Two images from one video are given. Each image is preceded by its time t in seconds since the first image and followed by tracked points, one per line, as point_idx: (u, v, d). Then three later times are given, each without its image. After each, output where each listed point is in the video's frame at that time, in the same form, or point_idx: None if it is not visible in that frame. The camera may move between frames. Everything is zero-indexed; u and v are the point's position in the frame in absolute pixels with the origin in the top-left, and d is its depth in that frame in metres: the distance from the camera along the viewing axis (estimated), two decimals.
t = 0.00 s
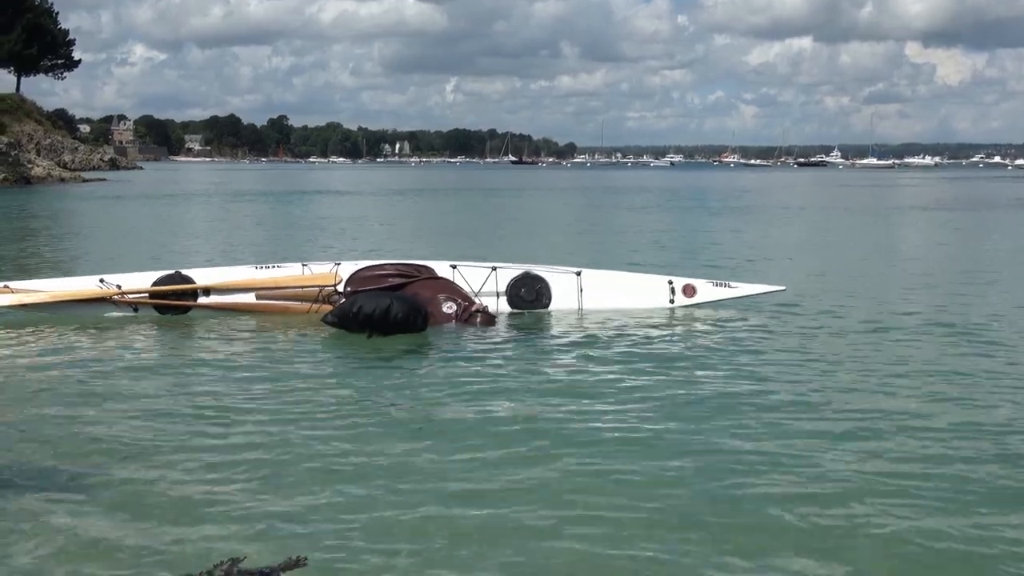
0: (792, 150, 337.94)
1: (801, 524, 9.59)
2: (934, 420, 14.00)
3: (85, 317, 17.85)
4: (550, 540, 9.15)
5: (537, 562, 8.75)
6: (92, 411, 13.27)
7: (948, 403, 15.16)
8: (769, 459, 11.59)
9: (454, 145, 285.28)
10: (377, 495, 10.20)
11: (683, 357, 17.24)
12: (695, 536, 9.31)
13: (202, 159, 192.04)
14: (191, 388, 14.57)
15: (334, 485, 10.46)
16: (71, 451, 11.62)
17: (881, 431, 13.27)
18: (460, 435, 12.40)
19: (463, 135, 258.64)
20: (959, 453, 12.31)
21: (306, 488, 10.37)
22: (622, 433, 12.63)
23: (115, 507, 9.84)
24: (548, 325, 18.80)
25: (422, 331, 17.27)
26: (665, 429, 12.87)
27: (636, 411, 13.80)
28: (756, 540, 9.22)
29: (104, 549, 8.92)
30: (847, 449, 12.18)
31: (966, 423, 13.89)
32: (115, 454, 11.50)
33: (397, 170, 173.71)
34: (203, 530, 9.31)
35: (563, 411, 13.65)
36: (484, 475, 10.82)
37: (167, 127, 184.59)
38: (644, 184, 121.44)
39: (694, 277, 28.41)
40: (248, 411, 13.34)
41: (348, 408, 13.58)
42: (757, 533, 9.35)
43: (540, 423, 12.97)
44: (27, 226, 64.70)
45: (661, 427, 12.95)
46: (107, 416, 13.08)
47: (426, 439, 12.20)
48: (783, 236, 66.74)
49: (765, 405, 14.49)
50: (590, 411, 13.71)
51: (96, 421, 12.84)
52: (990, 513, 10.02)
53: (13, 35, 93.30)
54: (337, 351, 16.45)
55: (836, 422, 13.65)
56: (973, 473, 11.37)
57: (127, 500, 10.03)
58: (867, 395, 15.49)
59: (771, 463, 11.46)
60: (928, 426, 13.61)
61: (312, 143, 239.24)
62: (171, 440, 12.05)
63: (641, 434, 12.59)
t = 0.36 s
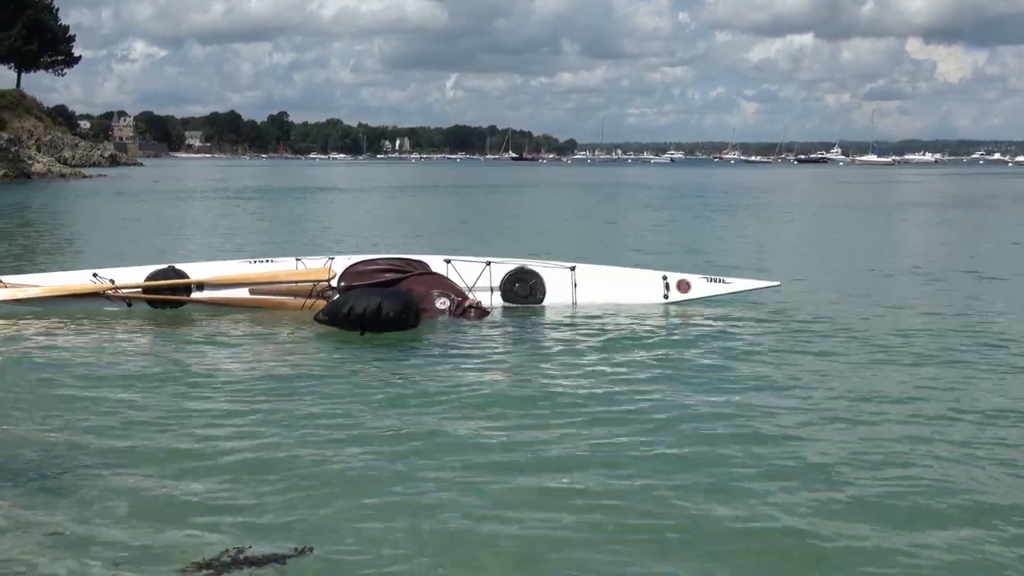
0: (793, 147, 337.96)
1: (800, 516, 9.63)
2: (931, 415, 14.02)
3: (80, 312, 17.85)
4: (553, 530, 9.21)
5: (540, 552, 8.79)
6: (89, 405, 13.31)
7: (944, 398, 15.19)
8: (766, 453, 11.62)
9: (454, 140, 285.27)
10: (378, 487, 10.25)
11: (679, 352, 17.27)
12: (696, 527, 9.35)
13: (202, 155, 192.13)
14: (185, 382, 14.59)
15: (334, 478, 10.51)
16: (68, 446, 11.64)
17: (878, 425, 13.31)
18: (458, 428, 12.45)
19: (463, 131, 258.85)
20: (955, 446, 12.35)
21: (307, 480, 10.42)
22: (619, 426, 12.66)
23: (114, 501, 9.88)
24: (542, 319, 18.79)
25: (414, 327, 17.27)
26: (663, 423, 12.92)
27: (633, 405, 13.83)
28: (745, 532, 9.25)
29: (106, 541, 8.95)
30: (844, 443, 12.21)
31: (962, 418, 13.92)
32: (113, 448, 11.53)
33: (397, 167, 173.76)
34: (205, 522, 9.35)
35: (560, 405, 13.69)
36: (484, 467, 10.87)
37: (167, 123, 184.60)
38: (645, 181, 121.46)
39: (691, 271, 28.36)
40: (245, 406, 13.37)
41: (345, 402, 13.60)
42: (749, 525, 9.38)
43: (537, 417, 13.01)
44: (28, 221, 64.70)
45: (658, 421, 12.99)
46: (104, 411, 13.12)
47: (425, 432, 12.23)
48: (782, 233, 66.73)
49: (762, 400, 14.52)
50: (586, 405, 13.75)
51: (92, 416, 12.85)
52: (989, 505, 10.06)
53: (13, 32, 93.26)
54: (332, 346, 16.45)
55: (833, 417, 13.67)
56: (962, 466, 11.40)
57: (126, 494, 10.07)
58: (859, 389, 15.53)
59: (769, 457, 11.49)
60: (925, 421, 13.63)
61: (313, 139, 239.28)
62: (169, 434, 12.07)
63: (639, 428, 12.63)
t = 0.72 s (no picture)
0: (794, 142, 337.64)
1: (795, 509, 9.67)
2: (925, 410, 14.05)
3: (75, 313, 17.88)
4: (549, 522, 9.28)
5: (538, 544, 8.83)
6: (84, 404, 13.35)
7: (941, 394, 15.23)
8: (761, 450, 11.64)
9: (455, 137, 285.14)
10: (376, 483, 10.30)
11: (676, 349, 17.30)
12: (693, 519, 9.40)
13: (203, 154, 192.07)
14: (178, 380, 14.63)
15: (332, 473, 10.56)
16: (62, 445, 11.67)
17: (870, 421, 13.34)
18: (454, 425, 12.49)
19: (464, 129, 258.79)
20: (951, 442, 12.37)
21: (304, 476, 10.47)
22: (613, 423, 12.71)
23: (109, 496, 9.92)
24: (535, 316, 18.81)
25: (405, 323, 17.29)
26: (656, 420, 12.97)
27: (626, 401, 13.89)
28: (731, 522, 9.33)
29: (104, 534, 9.00)
30: (840, 439, 12.23)
31: (957, 413, 13.95)
32: (109, 447, 11.57)
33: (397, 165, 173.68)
34: (203, 515, 9.42)
35: (553, 403, 13.75)
36: (480, 463, 10.92)
37: (167, 123, 184.61)
38: (645, 178, 121.45)
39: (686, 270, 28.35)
40: (241, 404, 13.40)
41: (340, 401, 13.63)
42: (734, 516, 9.46)
43: (532, 415, 13.03)
44: (27, 221, 64.69)
45: (654, 419, 13.02)
46: (98, 410, 13.15)
47: (420, 430, 12.28)
48: (782, 229, 66.73)
49: (757, 396, 14.57)
50: (582, 403, 13.78)
51: (86, 415, 12.90)
52: (982, 498, 10.13)
53: (12, 32, 93.24)
54: (327, 344, 16.47)
55: (829, 413, 13.70)
56: (950, 461, 11.47)
57: (120, 490, 10.09)
58: (850, 385, 15.58)
59: (762, 452, 11.53)
60: (920, 416, 13.68)
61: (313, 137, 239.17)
62: (163, 433, 12.12)
63: (634, 424, 12.68)
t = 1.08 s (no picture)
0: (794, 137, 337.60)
1: (775, 508, 9.72)
2: (914, 406, 14.06)
3: (66, 314, 17.93)
4: (529, 523, 9.33)
5: (518, 546, 8.88)
6: (73, 405, 13.39)
7: (930, 388, 15.25)
8: (746, 446, 11.68)
9: (454, 135, 285.10)
10: (359, 484, 10.35)
11: (666, 346, 17.34)
12: (673, 519, 9.44)
13: (203, 154, 192.13)
14: (167, 380, 14.69)
15: (316, 474, 10.62)
16: (48, 447, 11.72)
17: (856, 417, 13.36)
18: (442, 423, 12.53)
19: (464, 126, 258.65)
20: (937, 437, 12.41)
21: (288, 477, 10.52)
22: (600, 421, 12.75)
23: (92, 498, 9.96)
24: (526, 315, 18.85)
25: (397, 322, 17.35)
26: (643, 417, 13.02)
27: (614, 399, 13.93)
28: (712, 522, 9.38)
29: (85, 537, 9.05)
30: (824, 436, 12.28)
31: (945, 408, 13.98)
32: (95, 448, 11.62)
33: (397, 163, 173.66)
34: (185, 517, 9.46)
35: (543, 401, 13.76)
36: (464, 463, 10.96)
37: (167, 123, 184.71)
38: (645, 174, 121.44)
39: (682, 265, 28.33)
40: (230, 403, 13.42)
41: (329, 400, 13.69)
42: (715, 516, 9.50)
43: (520, 413, 13.08)
44: (27, 222, 64.75)
45: (642, 416, 13.07)
46: (88, 409, 13.19)
47: (408, 429, 12.32)
48: (781, 224, 66.72)
49: (747, 393, 14.60)
50: (570, 401, 13.82)
51: (75, 416, 12.94)
52: (963, 494, 10.17)
53: (11, 34, 93.22)
54: (318, 343, 16.51)
55: (816, 410, 13.73)
56: (933, 456, 11.51)
57: (104, 491, 10.14)
58: (840, 381, 15.59)
59: (746, 450, 11.56)
60: (907, 412, 13.71)
61: (312, 135, 239.12)
62: (149, 433, 12.17)
63: (621, 422, 12.72)
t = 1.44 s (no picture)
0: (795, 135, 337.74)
1: (761, 502, 9.69)
2: (905, 404, 14.07)
3: (60, 314, 17.97)
4: (516, 516, 9.30)
5: (503, 540, 8.85)
6: (64, 404, 13.40)
7: (922, 387, 15.25)
8: (734, 444, 11.67)
9: (455, 134, 285.15)
10: (351, 480, 10.32)
11: (659, 345, 17.37)
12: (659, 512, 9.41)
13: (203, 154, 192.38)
14: (161, 379, 14.71)
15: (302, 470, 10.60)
16: (35, 444, 11.73)
17: (849, 414, 13.35)
18: (432, 422, 12.54)
19: (464, 125, 258.53)
20: (927, 434, 12.40)
21: (274, 473, 10.51)
22: (591, 419, 12.75)
23: (77, 492, 9.96)
24: (520, 315, 18.88)
25: (391, 324, 17.37)
26: (633, 415, 13.03)
27: (605, 398, 13.94)
28: (702, 515, 9.35)
29: (66, 529, 9.04)
30: (816, 433, 12.26)
31: (939, 405, 13.98)
32: (82, 446, 11.62)
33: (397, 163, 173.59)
34: (168, 511, 9.46)
35: (537, 400, 13.77)
36: (456, 459, 10.95)
37: (166, 123, 184.69)
38: (645, 172, 121.43)
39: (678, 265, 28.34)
40: (224, 402, 13.43)
41: (320, 399, 13.71)
42: (704, 510, 9.48)
43: (510, 412, 13.07)
44: (26, 223, 64.81)
45: (632, 414, 13.06)
46: (81, 409, 13.20)
47: (398, 427, 12.33)
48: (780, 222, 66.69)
49: (738, 392, 14.60)
50: (562, 401, 13.84)
51: (64, 415, 12.96)
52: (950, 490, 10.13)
53: (10, 34, 93.25)
54: (310, 345, 16.54)
55: (807, 407, 13.72)
56: (927, 451, 11.50)
57: (89, 487, 10.14)
58: (834, 378, 15.59)
59: (734, 446, 11.55)
60: (899, 410, 13.71)
61: (312, 135, 239.17)
62: (140, 431, 12.18)
63: (611, 420, 12.73)
